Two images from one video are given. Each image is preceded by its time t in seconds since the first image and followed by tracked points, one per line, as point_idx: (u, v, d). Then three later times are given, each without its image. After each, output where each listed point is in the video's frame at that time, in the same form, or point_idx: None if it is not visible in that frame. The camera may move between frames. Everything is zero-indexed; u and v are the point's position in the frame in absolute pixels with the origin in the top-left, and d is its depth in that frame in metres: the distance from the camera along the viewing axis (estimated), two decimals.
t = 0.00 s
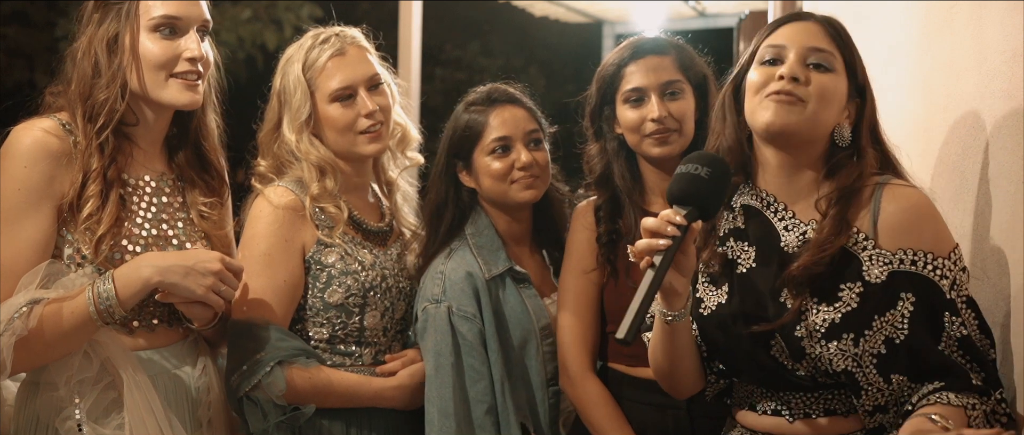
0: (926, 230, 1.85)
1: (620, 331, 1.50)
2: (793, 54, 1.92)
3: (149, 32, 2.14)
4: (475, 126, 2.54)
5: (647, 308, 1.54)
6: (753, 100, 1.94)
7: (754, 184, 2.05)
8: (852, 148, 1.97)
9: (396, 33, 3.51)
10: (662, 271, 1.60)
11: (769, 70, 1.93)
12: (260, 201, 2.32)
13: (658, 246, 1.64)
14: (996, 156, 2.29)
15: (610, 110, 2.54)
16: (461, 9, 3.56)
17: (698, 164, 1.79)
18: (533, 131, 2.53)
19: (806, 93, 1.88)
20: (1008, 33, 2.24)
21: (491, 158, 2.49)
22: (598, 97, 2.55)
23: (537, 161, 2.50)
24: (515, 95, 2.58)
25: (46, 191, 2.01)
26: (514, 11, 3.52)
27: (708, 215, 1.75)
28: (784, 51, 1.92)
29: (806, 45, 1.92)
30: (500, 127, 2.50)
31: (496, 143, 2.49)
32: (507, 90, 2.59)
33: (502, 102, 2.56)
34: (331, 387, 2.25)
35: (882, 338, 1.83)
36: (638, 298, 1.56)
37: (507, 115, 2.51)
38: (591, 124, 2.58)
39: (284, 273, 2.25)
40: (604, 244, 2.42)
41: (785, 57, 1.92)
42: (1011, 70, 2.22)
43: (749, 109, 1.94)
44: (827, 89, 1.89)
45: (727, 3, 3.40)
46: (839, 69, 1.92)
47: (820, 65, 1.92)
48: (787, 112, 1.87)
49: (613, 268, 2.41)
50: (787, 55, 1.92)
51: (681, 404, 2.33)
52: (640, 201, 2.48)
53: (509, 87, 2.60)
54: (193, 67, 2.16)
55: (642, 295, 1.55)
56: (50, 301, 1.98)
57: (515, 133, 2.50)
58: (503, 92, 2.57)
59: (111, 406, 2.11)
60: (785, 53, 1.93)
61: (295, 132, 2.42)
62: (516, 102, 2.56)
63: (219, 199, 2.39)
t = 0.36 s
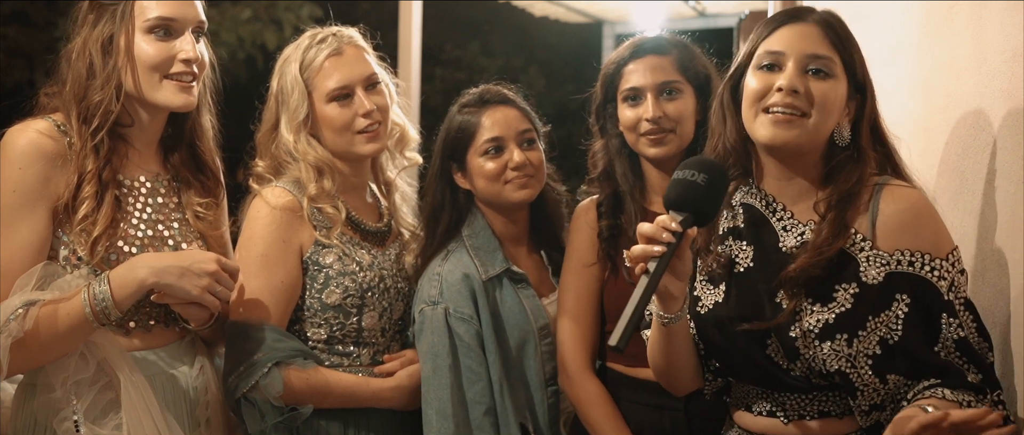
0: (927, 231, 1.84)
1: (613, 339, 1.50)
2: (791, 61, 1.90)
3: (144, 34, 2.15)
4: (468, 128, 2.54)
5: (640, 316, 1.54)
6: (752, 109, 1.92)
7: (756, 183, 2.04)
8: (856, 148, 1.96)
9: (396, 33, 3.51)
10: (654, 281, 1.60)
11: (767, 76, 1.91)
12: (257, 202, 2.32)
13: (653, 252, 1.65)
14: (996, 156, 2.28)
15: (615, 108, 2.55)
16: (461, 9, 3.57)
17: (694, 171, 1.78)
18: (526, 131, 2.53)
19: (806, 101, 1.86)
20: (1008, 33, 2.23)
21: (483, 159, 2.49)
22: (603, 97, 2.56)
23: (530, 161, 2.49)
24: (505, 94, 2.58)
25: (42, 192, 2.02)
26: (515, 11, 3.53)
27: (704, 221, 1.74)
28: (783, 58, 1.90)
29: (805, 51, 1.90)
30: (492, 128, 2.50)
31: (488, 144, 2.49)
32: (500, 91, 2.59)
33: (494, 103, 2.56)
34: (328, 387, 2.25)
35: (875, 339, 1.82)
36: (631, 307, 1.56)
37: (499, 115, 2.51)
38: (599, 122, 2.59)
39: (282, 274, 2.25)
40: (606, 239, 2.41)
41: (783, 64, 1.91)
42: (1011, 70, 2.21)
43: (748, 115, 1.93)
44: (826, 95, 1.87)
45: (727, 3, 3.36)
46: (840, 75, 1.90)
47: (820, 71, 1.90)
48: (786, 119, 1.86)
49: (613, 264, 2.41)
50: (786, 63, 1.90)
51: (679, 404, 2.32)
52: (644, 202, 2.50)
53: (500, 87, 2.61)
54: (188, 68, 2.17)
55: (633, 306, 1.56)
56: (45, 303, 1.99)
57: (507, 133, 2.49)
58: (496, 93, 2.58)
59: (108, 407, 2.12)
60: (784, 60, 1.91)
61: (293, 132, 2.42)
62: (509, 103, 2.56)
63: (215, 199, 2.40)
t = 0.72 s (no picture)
0: (925, 229, 1.83)
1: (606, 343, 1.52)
2: (775, 64, 1.90)
3: (137, 33, 2.15)
4: (464, 127, 2.53)
5: (635, 317, 1.55)
6: (742, 115, 1.92)
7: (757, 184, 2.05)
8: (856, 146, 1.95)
9: (395, 33, 3.50)
10: (649, 280, 1.62)
11: (753, 80, 1.92)
12: (257, 201, 2.32)
13: (645, 255, 1.65)
14: (996, 156, 2.28)
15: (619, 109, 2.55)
16: (460, 9, 3.57)
17: (686, 174, 1.78)
18: (522, 132, 2.52)
19: (791, 103, 1.86)
20: (1007, 33, 2.23)
21: (479, 160, 2.49)
22: (606, 99, 2.56)
23: (524, 163, 2.49)
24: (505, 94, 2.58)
25: (39, 191, 2.02)
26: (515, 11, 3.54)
27: (697, 223, 1.75)
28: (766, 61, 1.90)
29: (788, 52, 1.90)
30: (489, 129, 2.49)
31: (484, 145, 2.49)
32: (499, 91, 2.59)
33: (492, 102, 2.56)
34: (327, 387, 2.25)
35: (871, 337, 1.81)
36: (626, 309, 1.56)
37: (496, 116, 2.51)
38: (604, 121, 2.60)
39: (282, 272, 2.25)
40: (608, 235, 2.43)
41: (767, 67, 1.91)
42: (1010, 70, 2.21)
43: (738, 119, 1.93)
44: (813, 97, 1.87)
45: (727, 3, 3.39)
46: (825, 71, 1.90)
47: (805, 70, 1.89)
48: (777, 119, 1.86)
49: (615, 260, 2.42)
50: (770, 66, 1.90)
51: (680, 405, 2.33)
52: (646, 201, 2.50)
53: (499, 88, 2.61)
54: (181, 67, 2.17)
55: (630, 303, 1.57)
56: (43, 302, 1.99)
57: (502, 135, 2.49)
58: (494, 92, 2.58)
59: (106, 406, 2.11)
60: (767, 63, 1.91)
61: (292, 132, 2.42)
62: (507, 103, 2.57)
63: (212, 197, 2.40)
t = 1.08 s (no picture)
0: (931, 234, 1.81)
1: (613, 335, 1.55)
2: (767, 50, 1.90)
3: (134, 33, 2.16)
4: (469, 127, 2.53)
5: (642, 311, 1.56)
6: (745, 109, 1.92)
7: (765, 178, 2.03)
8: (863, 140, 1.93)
9: (395, 33, 3.50)
10: (657, 273, 1.62)
11: (751, 70, 1.91)
12: (259, 200, 2.31)
13: (654, 248, 1.66)
14: (996, 156, 2.27)
15: (623, 109, 2.54)
16: (461, 9, 3.57)
17: (697, 167, 1.78)
18: (524, 132, 2.52)
19: (790, 84, 1.86)
20: (1007, 33, 2.23)
21: (481, 160, 2.49)
22: (610, 100, 2.55)
23: (529, 163, 2.49)
24: (513, 95, 2.59)
25: (35, 192, 2.03)
26: (515, 11, 3.54)
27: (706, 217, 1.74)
28: (759, 50, 1.90)
29: (778, 38, 1.90)
30: (491, 128, 2.49)
31: (487, 145, 2.49)
32: (505, 91, 2.59)
33: (496, 102, 2.56)
34: (327, 385, 2.24)
35: (871, 341, 1.81)
36: (632, 306, 1.58)
37: (498, 116, 2.51)
38: (608, 123, 2.59)
39: (282, 271, 2.24)
40: (612, 232, 2.43)
41: (761, 53, 1.91)
42: (1011, 70, 2.21)
43: (742, 112, 1.92)
44: (811, 75, 1.86)
45: (727, 3, 3.42)
46: (817, 51, 1.89)
47: (799, 51, 1.89)
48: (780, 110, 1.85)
49: (616, 257, 2.43)
50: (763, 54, 1.90)
51: (681, 404, 2.32)
52: (649, 200, 2.49)
53: (506, 86, 2.61)
54: (178, 66, 2.18)
55: (636, 301, 1.58)
56: (39, 303, 1.99)
57: (504, 134, 2.49)
58: (498, 92, 2.57)
59: (103, 406, 2.12)
60: (761, 51, 1.91)
61: (292, 132, 2.42)
62: (510, 103, 2.56)
63: (207, 197, 2.42)
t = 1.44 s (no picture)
0: (942, 240, 1.84)
1: (637, 332, 1.50)
2: (768, 59, 1.93)
3: (133, 32, 2.16)
4: (472, 126, 2.53)
5: (662, 308, 1.53)
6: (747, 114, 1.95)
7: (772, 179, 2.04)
8: (866, 143, 1.96)
9: (395, 33, 3.50)
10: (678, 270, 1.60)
11: (752, 77, 1.95)
12: (256, 201, 2.32)
13: (674, 245, 1.64)
14: (996, 156, 2.27)
15: (621, 110, 2.54)
16: (460, 9, 3.57)
17: (714, 165, 1.78)
18: (528, 131, 2.52)
19: (788, 93, 1.88)
20: (1007, 33, 2.23)
21: (483, 159, 2.49)
22: (609, 101, 2.55)
23: (531, 162, 2.49)
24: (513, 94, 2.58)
25: (35, 193, 2.03)
26: (514, 11, 3.54)
27: (724, 214, 1.74)
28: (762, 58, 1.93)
29: (779, 46, 1.92)
30: (493, 128, 2.49)
31: (489, 144, 2.48)
32: (506, 90, 2.58)
33: (498, 101, 2.55)
34: (324, 385, 2.24)
35: (886, 343, 1.83)
36: (653, 302, 1.55)
37: (501, 115, 2.50)
38: (607, 123, 2.58)
39: (279, 272, 2.24)
40: (608, 232, 2.44)
41: (763, 62, 1.93)
42: (1011, 70, 2.21)
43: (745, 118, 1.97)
44: (808, 85, 1.88)
45: (727, 3, 3.38)
46: (820, 57, 1.90)
47: (801, 59, 1.90)
48: (775, 117, 1.89)
49: (615, 257, 2.43)
50: (765, 62, 1.93)
51: (679, 403, 2.31)
52: (646, 200, 2.49)
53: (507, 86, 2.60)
54: (177, 66, 2.18)
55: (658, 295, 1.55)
56: (37, 304, 1.99)
57: (507, 133, 2.48)
58: (501, 92, 2.57)
59: (101, 407, 2.12)
60: (764, 59, 1.93)
61: (290, 132, 2.42)
62: (513, 103, 2.56)
63: (207, 198, 2.42)
